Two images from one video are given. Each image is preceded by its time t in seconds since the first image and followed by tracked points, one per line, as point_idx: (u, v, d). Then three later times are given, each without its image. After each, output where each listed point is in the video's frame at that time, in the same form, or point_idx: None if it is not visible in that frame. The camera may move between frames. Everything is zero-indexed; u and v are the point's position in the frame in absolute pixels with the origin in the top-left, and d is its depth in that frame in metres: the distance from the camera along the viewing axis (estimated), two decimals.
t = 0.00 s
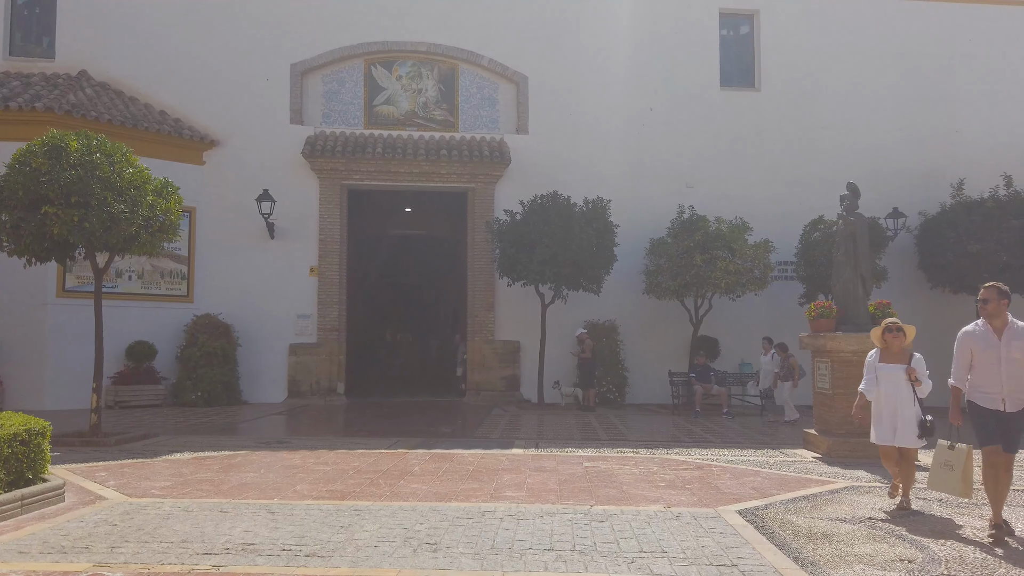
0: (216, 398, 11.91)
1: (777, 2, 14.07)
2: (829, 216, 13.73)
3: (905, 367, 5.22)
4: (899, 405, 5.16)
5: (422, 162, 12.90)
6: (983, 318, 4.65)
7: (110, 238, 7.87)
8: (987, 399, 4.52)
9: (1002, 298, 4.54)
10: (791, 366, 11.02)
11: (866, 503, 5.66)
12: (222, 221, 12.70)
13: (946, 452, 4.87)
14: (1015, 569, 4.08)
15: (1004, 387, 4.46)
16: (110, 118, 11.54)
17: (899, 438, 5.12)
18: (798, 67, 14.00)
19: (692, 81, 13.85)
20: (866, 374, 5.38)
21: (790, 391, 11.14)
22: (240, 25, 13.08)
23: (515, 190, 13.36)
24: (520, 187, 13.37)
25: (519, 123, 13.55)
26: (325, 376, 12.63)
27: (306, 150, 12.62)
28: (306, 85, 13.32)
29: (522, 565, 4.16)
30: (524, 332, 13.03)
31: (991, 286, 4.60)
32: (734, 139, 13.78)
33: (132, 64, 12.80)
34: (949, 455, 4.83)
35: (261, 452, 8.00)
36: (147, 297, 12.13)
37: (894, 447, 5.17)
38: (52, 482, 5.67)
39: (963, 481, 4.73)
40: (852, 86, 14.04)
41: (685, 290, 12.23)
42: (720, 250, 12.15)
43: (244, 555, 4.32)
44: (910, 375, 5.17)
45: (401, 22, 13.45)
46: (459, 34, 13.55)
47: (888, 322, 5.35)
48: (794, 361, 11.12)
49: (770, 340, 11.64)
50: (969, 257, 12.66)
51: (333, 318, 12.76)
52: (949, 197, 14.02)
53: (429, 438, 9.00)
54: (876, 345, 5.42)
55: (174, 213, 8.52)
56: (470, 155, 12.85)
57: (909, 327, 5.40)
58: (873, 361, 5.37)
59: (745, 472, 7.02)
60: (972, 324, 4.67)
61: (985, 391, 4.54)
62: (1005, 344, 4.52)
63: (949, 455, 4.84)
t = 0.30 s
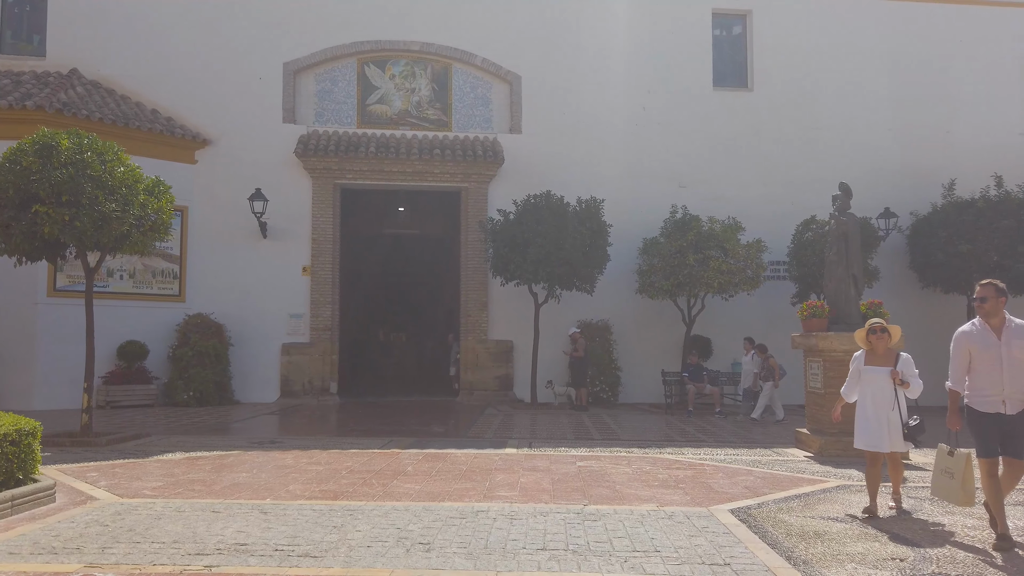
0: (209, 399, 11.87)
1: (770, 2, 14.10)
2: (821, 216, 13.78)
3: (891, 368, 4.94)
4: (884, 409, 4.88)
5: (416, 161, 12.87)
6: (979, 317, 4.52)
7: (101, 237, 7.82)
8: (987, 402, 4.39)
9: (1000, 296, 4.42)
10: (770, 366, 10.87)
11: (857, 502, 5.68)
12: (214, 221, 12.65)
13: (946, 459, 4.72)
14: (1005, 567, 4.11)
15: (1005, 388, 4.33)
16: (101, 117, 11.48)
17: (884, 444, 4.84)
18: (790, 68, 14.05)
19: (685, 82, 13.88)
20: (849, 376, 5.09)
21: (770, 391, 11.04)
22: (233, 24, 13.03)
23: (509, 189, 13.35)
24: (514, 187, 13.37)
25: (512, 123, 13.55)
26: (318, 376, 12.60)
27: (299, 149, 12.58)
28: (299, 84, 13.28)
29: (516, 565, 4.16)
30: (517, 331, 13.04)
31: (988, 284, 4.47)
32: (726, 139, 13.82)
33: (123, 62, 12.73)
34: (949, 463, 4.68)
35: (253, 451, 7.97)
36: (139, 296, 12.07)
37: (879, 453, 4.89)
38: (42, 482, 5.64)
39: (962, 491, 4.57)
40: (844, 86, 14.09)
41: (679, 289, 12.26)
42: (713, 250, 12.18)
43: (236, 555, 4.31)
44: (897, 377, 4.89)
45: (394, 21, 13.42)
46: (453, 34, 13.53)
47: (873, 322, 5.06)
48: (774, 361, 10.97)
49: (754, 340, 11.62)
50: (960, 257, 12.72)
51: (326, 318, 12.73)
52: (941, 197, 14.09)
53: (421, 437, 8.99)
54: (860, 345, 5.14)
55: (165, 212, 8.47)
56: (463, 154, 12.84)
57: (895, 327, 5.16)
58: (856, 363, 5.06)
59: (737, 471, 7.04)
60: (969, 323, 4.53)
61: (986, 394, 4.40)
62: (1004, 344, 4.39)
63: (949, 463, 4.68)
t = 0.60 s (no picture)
0: (201, 398, 11.82)
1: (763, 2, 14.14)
2: (813, 216, 13.83)
3: (877, 364, 4.87)
4: (868, 404, 4.83)
5: (409, 160, 12.86)
6: (981, 314, 4.43)
7: (93, 235, 7.78)
8: (987, 401, 4.29)
9: (1002, 292, 4.35)
10: (748, 363, 10.95)
11: (848, 501, 5.72)
12: (206, 220, 12.60)
13: (955, 461, 4.50)
14: (995, 565, 4.15)
15: (1005, 387, 4.22)
16: (93, 115, 11.42)
17: (867, 440, 4.77)
18: (783, 68, 14.09)
19: (679, 82, 13.90)
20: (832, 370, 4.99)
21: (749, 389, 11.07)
22: (225, 22, 12.98)
23: (502, 189, 13.35)
24: (507, 186, 13.37)
25: (506, 122, 13.55)
26: (311, 375, 12.56)
27: (292, 148, 12.54)
28: (292, 83, 13.25)
29: (509, 564, 4.16)
30: (510, 330, 13.04)
31: (993, 279, 4.40)
32: (719, 139, 13.85)
33: (115, 61, 12.66)
34: (957, 465, 4.47)
35: (245, 451, 7.95)
36: (130, 296, 12.01)
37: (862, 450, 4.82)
38: (33, 482, 5.61)
39: (970, 496, 4.34)
40: (837, 87, 14.15)
41: (672, 289, 12.27)
42: (706, 250, 12.21)
43: (228, 555, 4.30)
44: (883, 372, 4.83)
45: (387, 20, 13.40)
46: (446, 33, 13.53)
47: (858, 316, 4.99)
48: (752, 359, 11.02)
49: (734, 339, 11.51)
50: (951, 257, 12.79)
51: (319, 317, 12.69)
52: (932, 197, 14.16)
53: (414, 437, 8.97)
54: (844, 340, 5.06)
55: (157, 211, 8.43)
56: (456, 154, 12.83)
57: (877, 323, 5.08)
58: (840, 358, 4.97)
59: (730, 470, 7.07)
60: (970, 320, 4.44)
61: (985, 392, 4.29)
62: (1005, 342, 4.29)
63: (958, 465, 4.46)
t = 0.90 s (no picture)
0: (193, 398, 11.78)
1: (755, 3, 14.18)
2: (805, 216, 13.88)
3: (867, 367, 4.75)
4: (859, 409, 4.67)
5: (402, 159, 12.84)
6: (994, 314, 4.39)
7: (83, 234, 7.74)
8: (996, 404, 4.27)
9: (1020, 294, 4.30)
10: (728, 363, 10.99)
11: (840, 500, 5.74)
12: (198, 219, 12.55)
13: (960, 466, 4.24)
14: (985, 563, 4.18)
15: (1017, 391, 4.21)
16: (83, 113, 11.36)
17: (858, 446, 4.61)
18: (775, 69, 14.14)
19: (671, 82, 13.93)
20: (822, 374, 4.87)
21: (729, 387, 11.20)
22: (217, 21, 12.94)
23: (495, 188, 13.34)
24: (500, 186, 13.36)
25: (498, 122, 13.55)
26: (303, 375, 12.53)
27: (284, 147, 12.51)
28: (284, 81, 13.21)
29: (502, 563, 4.16)
30: (503, 330, 13.04)
31: (1009, 278, 4.34)
32: (711, 139, 13.89)
33: (105, 59, 12.59)
34: (968, 470, 4.19)
35: (237, 451, 7.93)
36: (122, 295, 11.95)
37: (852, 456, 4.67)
38: (23, 482, 5.58)
39: (986, 502, 4.12)
40: (828, 87, 14.20)
41: (664, 289, 12.29)
42: (698, 250, 12.24)
43: (220, 555, 4.29)
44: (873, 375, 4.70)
45: (381, 19, 13.38)
46: (439, 32, 13.52)
47: (847, 318, 4.90)
48: (732, 359, 11.12)
49: (714, 339, 11.48)
50: (942, 257, 12.84)
51: (311, 317, 12.66)
52: (923, 197, 14.23)
53: (407, 437, 8.96)
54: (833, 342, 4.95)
55: (149, 210, 8.39)
56: (449, 153, 12.82)
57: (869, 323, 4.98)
58: (830, 360, 4.85)
59: (722, 469, 7.09)
60: (982, 319, 4.40)
61: (995, 395, 4.27)
62: (1017, 344, 4.27)
63: (965, 470, 4.20)
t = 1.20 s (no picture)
0: (185, 398, 11.75)
1: (748, 3, 14.21)
2: (797, 216, 13.93)
3: (858, 364, 4.53)
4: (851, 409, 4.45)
5: (394, 159, 12.83)
6: (1004, 308, 3.97)
7: (74, 233, 7.70)
8: (1006, 404, 3.83)
9: None
10: (705, 362, 11.10)
11: (831, 498, 5.76)
12: (190, 217, 12.51)
13: (965, 469, 4.00)
14: (974, 561, 4.20)
15: None
16: (74, 112, 11.31)
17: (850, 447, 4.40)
18: (768, 69, 14.18)
19: (665, 82, 13.95)
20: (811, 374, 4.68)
21: (706, 387, 11.28)
22: (210, 19, 12.89)
23: (488, 187, 13.35)
24: (493, 185, 13.37)
25: (492, 121, 13.54)
26: (295, 374, 12.50)
27: (277, 146, 12.48)
28: (277, 80, 13.17)
29: (494, 562, 4.16)
30: (496, 330, 13.04)
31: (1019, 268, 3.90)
32: (704, 139, 13.93)
33: (97, 57, 12.53)
34: (972, 474, 3.96)
35: (229, 451, 7.89)
36: (113, 294, 11.91)
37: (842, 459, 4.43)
38: (12, 481, 5.55)
39: (992, 508, 3.89)
40: (821, 88, 14.26)
41: (656, 288, 12.31)
42: (691, 250, 12.27)
43: (211, 555, 4.27)
44: (866, 373, 4.48)
45: (374, 18, 13.36)
46: (432, 31, 13.50)
47: (838, 314, 4.70)
48: (709, 358, 11.24)
49: (693, 338, 11.61)
50: (932, 257, 12.92)
51: (303, 316, 12.63)
52: (914, 197, 14.30)
53: (399, 436, 8.93)
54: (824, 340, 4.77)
55: (140, 208, 8.35)
56: (442, 152, 12.82)
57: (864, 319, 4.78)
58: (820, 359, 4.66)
59: (714, 468, 7.11)
60: (991, 313, 3.98)
61: (1004, 396, 3.85)
62: None
63: (970, 474, 3.96)
